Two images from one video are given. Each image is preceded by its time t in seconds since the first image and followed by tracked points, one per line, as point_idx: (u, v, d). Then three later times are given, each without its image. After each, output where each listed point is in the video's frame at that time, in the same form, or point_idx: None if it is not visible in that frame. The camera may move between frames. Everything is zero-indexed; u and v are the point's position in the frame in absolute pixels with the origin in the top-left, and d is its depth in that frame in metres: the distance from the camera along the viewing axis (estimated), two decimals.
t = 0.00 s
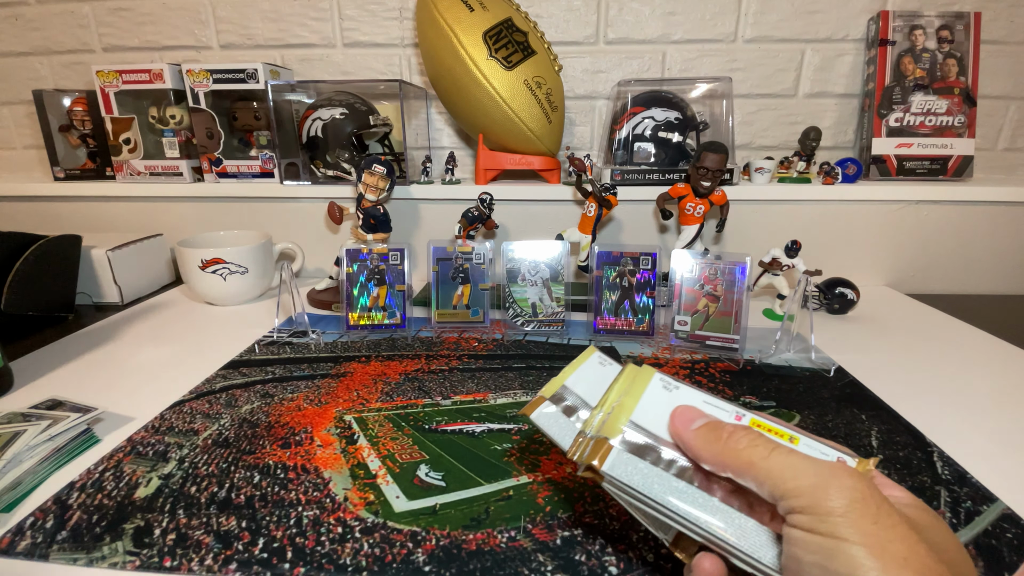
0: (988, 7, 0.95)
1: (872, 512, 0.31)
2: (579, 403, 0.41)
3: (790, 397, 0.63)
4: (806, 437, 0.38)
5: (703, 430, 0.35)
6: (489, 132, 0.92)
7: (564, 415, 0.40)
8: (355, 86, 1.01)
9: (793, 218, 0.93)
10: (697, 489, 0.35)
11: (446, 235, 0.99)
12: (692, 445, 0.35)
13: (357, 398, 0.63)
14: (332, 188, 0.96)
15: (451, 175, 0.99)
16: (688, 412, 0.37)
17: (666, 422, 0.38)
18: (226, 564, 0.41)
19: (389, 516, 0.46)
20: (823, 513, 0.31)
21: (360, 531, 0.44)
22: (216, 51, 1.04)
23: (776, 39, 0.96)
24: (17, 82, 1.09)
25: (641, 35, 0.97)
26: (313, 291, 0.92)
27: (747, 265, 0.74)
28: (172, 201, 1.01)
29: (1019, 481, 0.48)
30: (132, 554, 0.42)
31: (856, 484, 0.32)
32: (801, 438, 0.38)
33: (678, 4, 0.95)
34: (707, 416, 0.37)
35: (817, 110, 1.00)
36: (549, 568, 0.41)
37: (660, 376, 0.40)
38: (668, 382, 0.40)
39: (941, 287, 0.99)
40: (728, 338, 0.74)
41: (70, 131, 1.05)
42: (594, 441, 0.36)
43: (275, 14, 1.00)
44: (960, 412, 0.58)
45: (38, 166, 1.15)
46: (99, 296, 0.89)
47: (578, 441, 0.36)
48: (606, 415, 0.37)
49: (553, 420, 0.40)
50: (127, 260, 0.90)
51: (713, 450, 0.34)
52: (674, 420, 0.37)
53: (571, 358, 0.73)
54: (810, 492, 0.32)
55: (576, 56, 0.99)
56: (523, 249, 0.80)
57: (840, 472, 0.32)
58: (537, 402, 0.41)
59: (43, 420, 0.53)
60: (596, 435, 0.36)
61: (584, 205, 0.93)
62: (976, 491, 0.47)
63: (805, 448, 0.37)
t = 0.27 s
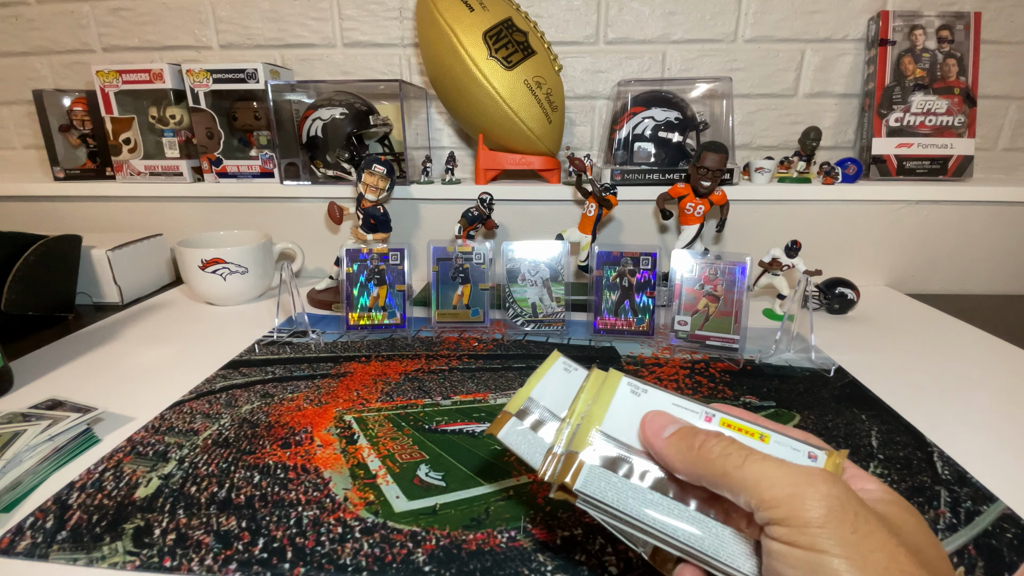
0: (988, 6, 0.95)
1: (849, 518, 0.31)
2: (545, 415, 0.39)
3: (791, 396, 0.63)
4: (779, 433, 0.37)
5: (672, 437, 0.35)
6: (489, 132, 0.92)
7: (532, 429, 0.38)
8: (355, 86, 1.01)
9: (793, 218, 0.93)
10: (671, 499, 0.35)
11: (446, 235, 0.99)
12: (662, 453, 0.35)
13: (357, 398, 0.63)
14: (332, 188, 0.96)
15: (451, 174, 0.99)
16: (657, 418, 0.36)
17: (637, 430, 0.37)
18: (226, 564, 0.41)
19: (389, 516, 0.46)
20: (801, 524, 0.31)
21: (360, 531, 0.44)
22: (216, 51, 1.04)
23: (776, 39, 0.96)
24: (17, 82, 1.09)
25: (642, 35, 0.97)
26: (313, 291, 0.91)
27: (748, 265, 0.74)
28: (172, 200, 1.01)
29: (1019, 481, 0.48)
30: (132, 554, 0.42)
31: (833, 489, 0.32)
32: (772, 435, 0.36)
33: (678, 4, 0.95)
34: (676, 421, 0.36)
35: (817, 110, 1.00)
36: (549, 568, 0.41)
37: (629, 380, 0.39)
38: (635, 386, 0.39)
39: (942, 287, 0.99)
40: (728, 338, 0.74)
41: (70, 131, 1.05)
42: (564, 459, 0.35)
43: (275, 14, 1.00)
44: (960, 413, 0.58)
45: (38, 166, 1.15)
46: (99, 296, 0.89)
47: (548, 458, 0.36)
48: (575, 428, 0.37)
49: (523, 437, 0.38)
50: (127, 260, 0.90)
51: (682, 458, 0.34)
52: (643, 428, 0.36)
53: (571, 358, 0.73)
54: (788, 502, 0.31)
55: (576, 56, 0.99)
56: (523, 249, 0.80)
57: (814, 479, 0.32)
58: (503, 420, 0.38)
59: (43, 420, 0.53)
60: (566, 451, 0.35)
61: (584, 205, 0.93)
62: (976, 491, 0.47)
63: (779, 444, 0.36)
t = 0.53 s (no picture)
0: (988, 7, 0.95)
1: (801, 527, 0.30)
2: (504, 429, 0.36)
3: (790, 396, 0.63)
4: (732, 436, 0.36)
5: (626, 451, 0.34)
6: (489, 132, 0.92)
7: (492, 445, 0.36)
8: (355, 86, 1.01)
9: (793, 218, 0.93)
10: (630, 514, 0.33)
11: (446, 235, 0.99)
12: (617, 468, 0.34)
13: (357, 398, 0.63)
14: (332, 188, 0.96)
15: (451, 174, 0.99)
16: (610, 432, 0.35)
17: (592, 440, 0.36)
18: (226, 564, 0.41)
19: (389, 516, 0.46)
20: (755, 541, 0.30)
21: (360, 531, 0.44)
22: (216, 51, 1.04)
23: (776, 39, 0.96)
24: (17, 82, 1.09)
25: (642, 35, 0.97)
26: (313, 291, 0.92)
27: (748, 265, 0.74)
28: (172, 200, 1.01)
29: (1019, 480, 0.48)
30: (132, 553, 0.42)
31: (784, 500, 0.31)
32: (726, 437, 0.36)
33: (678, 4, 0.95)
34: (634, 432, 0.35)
35: (817, 110, 1.00)
36: (548, 569, 0.41)
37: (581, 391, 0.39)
38: (589, 397, 0.38)
39: (942, 287, 0.99)
40: (728, 338, 0.74)
41: (70, 131, 1.05)
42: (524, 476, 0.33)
43: (275, 14, 1.00)
44: (960, 413, 0.58)
45: (38, 166, 1.15)
46: (99, 296, 0.89)
47: (507, 476, 0.33)
48: (532, 443, 0.35)
49: (481, 453, 0.35)
50: (127, 260, 0.90)
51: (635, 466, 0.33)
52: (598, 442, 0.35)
53: (571, 358, 0.73)
54: (739, 518, 0.30)
55: (576, 56, 0.99)
56: (524, 249, 0.80)
57: (763, 490, 0.31)
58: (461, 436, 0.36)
59: (43, 420, 0.53)
60: (524, 470, 0.33)
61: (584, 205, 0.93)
62: (976, 491, 0.47)
63: (733, 446, 0.35)
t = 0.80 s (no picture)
0: (988, 7, 0.95)
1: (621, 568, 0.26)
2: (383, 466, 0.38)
3: (790, 396, 0.63)
4: (558, 426, 0.34)
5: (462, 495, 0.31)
6: (489, 132, 0.92)
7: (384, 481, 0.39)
8: (356, 86, 1.01)
9: (793, 218, 0.93)
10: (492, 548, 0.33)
11: (446, 235, 0.99)
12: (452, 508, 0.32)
13: (357, 398, 0.63)
14: (332, 188, 0.96)
15: (451, 175, 0.99)
16: (444, 474, 0.32)
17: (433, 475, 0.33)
18: (226, 564, 0.41)
19: (389, 516, 0.45)
20: None
21: (360, 531, 0.44)
22: (216, 52, 1.04)
23: (776, 39, 0.96)
24: (17, 82, 1.09)
25: (642, 35, 0.97)
26: (313, 291, 0.92)
27: (747, 265, 0.74)
28: (172, 201, 1.01)
29: (1019, 480, 0.48)
30: (132, 553, 0.42)
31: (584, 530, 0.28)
32: (553, 431, 0.34)
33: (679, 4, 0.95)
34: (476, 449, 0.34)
35: (817, 110, 1.00)
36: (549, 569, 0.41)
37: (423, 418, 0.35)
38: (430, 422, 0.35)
39: (942, 287, 0.99)
40: (728, 338, 0.74)
41: (70, 131, 1.05)
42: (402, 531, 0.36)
43: (275, 14, 1.00)
44: (960, 413, 0.58)
45: (38, 166, 1.15)
46: (99, 296, 0.89)
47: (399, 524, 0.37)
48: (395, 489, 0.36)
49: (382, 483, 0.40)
50: (126, 260, 0.90)
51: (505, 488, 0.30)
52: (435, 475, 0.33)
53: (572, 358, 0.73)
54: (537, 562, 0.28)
55: (576, 56, 0.99)
56: (524, 249, 0.80)
57: (558, 527, 0.28)
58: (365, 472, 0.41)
59: (43, 420, 0.53)
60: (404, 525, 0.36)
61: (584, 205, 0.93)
62: (976, 491, 0.47)
63: (560, 441, 0.34)
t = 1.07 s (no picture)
0: (988, 6, 0.95)
1: None
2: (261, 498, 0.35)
3: (791, 396, 0.63)
4: (386, 463, 0.27)
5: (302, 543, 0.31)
6: (489, 132, 0.92)
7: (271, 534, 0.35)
8: (356, 86, 1.01)
9: (793, 218, 0.93)
10: None
11: (446, 235, 0.99)
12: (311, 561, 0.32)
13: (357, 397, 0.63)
14: (332, 188, 0.96)
15: (451, 175, 0.99)
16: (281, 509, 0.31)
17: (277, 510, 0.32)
18: (227, 564, 0.41)
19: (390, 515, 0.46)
20: None
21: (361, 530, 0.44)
22: (216, 52, 1.04)
23: (776, 39, 0.96)
24: (17, 82, 1.09)
25: (641, 35, 0.97)
26: (313, 291, 0.92)
27: (747, 265, 0.74)
28: (172, 201, 1.01)
29: (1018, 480, 0.48)
30: (132, 553, 0.42)
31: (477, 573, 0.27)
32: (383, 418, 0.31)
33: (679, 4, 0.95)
34: (317, 490, 0.31)
35: (817, 110, 1.00)
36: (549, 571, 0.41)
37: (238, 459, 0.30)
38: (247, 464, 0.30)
39: (942, 287, 0.99)
40: (728, 338, 0.74)
41: (70, 131, 1.05)
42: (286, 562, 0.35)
43: (275, 14, 1.00)
44: (960, 412, 0.58)
45: (38, 166, 1.15)
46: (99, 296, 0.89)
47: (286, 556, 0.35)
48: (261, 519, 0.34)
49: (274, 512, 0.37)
50: (126, 260, 0.90)
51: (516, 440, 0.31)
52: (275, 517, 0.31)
53: (572, 358, 0.73)
54: None
55: (576, 56, 0.99)
56: (524, 249, 0.80)
57: None
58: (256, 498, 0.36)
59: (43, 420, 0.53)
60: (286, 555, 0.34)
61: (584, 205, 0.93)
62: (976, 491, 0.47)
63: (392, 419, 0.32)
